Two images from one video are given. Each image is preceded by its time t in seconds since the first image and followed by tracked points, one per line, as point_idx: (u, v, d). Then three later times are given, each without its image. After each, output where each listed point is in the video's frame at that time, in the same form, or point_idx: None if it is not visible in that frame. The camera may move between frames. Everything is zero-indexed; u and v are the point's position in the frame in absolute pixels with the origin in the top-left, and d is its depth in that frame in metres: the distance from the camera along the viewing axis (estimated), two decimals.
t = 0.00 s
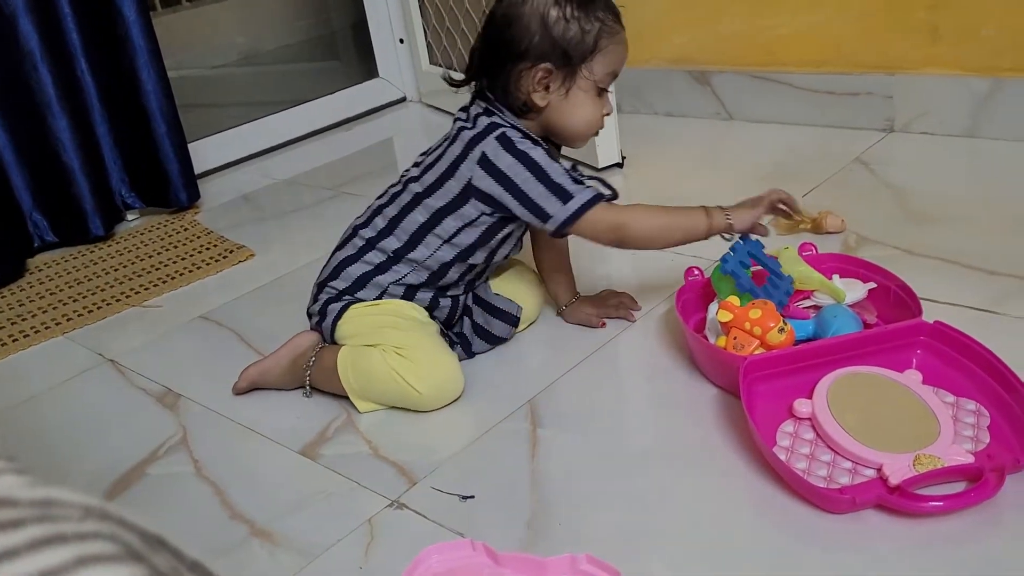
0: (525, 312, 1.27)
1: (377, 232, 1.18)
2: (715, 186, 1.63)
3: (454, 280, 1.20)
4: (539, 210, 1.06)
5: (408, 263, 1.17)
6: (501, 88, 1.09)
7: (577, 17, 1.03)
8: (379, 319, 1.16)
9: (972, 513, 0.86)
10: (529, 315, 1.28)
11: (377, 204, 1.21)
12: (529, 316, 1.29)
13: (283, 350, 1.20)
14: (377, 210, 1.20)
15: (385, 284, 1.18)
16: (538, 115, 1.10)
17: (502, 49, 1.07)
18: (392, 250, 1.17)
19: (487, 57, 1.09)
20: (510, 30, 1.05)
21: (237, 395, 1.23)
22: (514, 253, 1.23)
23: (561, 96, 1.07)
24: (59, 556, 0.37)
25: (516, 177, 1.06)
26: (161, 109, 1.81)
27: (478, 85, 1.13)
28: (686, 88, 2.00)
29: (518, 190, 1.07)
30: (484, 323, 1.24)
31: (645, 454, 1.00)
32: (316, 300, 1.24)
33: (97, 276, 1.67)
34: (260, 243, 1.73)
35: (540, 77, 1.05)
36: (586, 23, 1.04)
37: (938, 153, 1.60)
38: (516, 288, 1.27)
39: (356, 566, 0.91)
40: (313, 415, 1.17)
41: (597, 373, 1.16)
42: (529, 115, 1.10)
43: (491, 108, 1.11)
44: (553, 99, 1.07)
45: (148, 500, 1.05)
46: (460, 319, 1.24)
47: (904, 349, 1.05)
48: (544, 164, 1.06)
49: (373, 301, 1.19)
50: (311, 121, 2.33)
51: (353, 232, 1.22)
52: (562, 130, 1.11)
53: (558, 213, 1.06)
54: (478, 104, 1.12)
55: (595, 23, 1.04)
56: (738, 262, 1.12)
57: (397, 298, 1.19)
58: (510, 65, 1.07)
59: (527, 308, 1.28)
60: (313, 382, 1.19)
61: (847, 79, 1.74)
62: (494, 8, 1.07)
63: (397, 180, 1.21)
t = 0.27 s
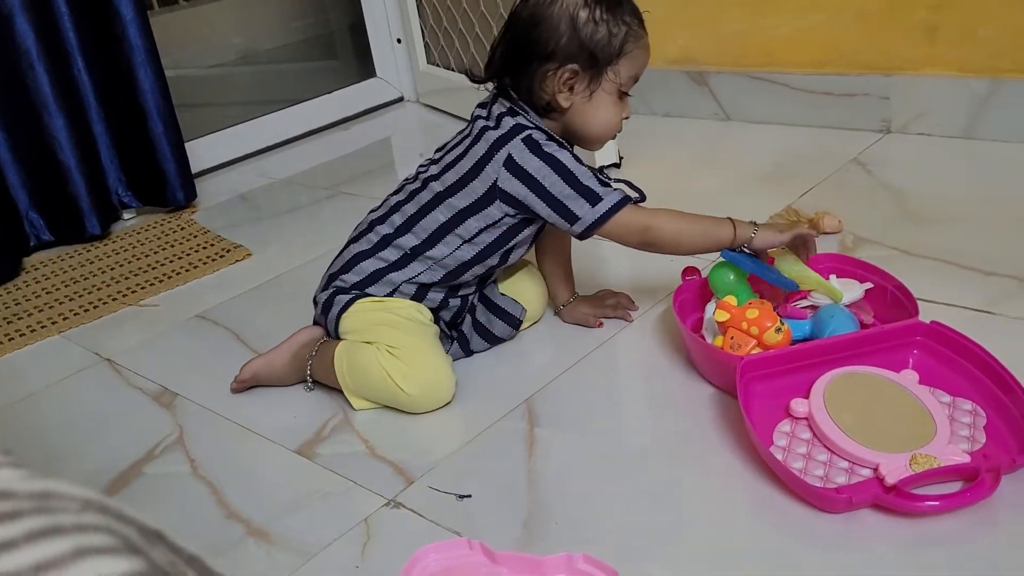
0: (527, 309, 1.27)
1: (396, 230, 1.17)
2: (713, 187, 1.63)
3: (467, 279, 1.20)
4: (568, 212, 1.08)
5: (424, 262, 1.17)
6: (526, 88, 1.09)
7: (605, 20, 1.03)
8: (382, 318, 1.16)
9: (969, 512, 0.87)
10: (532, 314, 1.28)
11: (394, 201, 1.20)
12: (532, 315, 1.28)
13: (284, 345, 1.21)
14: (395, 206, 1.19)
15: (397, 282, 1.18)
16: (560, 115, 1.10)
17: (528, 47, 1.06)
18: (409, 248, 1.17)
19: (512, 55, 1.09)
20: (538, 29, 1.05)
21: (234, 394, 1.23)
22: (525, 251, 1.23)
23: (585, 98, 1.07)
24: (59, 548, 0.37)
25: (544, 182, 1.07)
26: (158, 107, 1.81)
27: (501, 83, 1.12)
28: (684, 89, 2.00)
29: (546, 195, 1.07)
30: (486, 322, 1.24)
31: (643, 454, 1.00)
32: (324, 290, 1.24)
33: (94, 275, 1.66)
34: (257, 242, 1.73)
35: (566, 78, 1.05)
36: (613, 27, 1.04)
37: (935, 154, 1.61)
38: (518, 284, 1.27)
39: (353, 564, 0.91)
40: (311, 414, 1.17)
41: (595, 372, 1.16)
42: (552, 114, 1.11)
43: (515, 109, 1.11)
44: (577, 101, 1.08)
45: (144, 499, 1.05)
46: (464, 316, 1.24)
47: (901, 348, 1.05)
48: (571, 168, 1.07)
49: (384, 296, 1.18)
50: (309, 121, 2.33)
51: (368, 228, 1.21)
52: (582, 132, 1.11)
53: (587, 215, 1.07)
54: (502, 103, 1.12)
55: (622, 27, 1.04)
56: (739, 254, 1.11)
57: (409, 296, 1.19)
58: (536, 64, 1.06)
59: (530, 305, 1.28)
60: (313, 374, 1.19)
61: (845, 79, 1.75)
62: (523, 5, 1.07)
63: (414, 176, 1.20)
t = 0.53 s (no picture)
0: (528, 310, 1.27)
1: (395, 234, 1.18)
2: (711, 189, 1.64)
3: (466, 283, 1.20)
4: (565, 217, 1.07)
5: (424, 265, 1.17)
6: (527, 94, 1.09)
7: (609, 28, 1.03)
8: (376, 318, 1.16)
9: (966, 515, 0.87)
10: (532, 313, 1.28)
11: (394, 206, 1.20)
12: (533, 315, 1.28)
13: (284, 344, 1.22)
14: (395, 211, 1.19)
15: (397, 285, 1.18)
16: (561, 121, 1.11)
17: (531, 53, 1.06)
18: (409, 252, 1.17)
19: (515, 61, 1.09)
20: (542, 35, 1.05)
21: (232, 396, 1.23)
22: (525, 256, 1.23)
23: (586, 105, 1.08)
24: (58, 553, 0.37)
25: (541, 187, 1.07)
26: (158, 109, 1.81)
27: (502, 88, 1.12)
28: (683, 91, 2.01)
29: (543, 201, 1.07)
30: (487, 326, 1.24)
31: (640, 455, 1.01)
32: (325, 290, 1.24)
33: (93, 276, 1.67)
34: (256, 244, 1.73)
35: (567, 85, 1.06)
36: (617, 34, 1.04)
37: (934, 156, 1.61)
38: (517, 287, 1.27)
39: (351, 566, 0.91)
40: (309, 415, 1.17)
41: (593, 374, 1.16)
42: (553, 120, 1.11)
43: (515, 114, 1.11)
44: (578, 108, 1.08)
45: (143, 500, 1.05)
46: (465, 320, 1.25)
47: (899, 351, 1.05)
48: (570, 174, 1.07)
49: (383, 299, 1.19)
50: (308, 122, 2.33)
51: (368, 232, 1.22)
52: (581, 138, 1.11)
53: (585, 220, 1.07)
54: (502, 108, 1.12)
55: (626, 35, 1.04)
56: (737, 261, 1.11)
57: (408, 299, 1.19)
58: (539, 70, 1.06)
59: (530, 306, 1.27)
60: (313, 373, 1.20)
61: (844, 81, 1.75)
62: (526, 11, 1.07)
63: (414, 182, 1.20)
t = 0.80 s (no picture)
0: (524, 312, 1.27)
1: (386, 237, 1.18)
2: (706, 191, 1.64)
3: (458, 287, 1.19)
4: (553, 220, 1.07)
5: (414, 268, 1.16)
6: (517, 95, 1.09)
7: (599, 29, 1.03)
8: (366, 321, 1.15)
9: (961, 518, 0.87)
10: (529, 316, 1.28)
11: (385, 208, 1.20)
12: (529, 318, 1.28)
13: (277, 347, 1.21)
14: (385, 213, 1.19)
15: (388, 288, 1.18)
16: (551, 123, 1.10)
17: (521, 54, 1.06)
18: (399, 255, 1.17)
19: (505, 62, 1.09)
20: (532, 37, 1.05)
21: (227, 399, 1.23)
22: (518, 259, 1.23)
23: (576, 107, 1.07)
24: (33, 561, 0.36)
25: (530, 189, 1.07)
26: (152, 109, 1.80)
27: (493, 89, 1.12)
28: (679, 93, 2.01)
29: (532, 202, 1.07)
30: (480, 331, 1.24)
31: (635, 458, 1.00)
32: (317, 294, 1.24)
33: (86, 277, 1.66)
34: (250, 245, 1.72)
35: (557, 86, 1.05)
36: (607, 36, 1.04)
37: (929, 158, 1.61)
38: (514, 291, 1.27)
39: (345, 569, 0.90)
40: (304, 418, 1.16)
41: (588, 376, 1.16)
42: (542, 122, 1.11)
43: (506, 117, 1.10)
44: (568, 109, 1.08)
45: (136, 504, 1.04)
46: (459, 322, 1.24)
47: (894, 354, 1.05)
48: (559, 175, 1.07)
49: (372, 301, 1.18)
50: (304, 123, 2.33)
51: (359, 235, 1.22)
52: (571, 140, 1.11)
53: (573, 223, 1.07)
54: (493, 110, 1.12)
55: (615, 37, 1.04)
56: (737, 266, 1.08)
57: (398, 301, 1.18)
58: (528, 71, 1.06)
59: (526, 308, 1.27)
60: (306, 375, 1.19)
61: (839, 84, 1.75)
62: (517, 12, 1.07)
63: (405, 185, 1.20)
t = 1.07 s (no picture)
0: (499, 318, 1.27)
1: (363, 239, 1.16)
2: (683, 195, 1.63)
3: (436, 291, 1.18)
4: (530, 225, 1.06)
5: (391, 271, 1.15)
6: (497, 100, 1.08)
7: (580, 36, 1.03)
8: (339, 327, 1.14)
9: (932, 524, 0.87)
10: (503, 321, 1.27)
11: (363, 210, 1.19)
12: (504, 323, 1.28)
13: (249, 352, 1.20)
14: (363, 214, 1.18)
15: (365, 292, 1.16)
16: (531, 128, 1.10)
17: (501, 60, 1.05)
18: (376, 258, 1.15)
19: (485, 67, 1.08)
20: (512, 43, 1.04)
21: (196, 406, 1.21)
22: (496, 263, 1.22)
23: (557, 112, 1.07)
24: None
25: (510, 193, 1.05)
26: (122, 111, 1.78)
27: (473, 94, 1.11)
28: (656, 97, 2.01)
29: (511, 207, 1.06)
30: (457, 335, 1.23)
31: (608, 464, 1.00)
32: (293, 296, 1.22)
33: (54, 282, 1.63)
34: (223, 250, 1.70)
35: (538, 92, 1.05)
36: (588, 43, 1.03)
37: (903, 163, 1.62)
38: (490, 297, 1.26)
39: None
40: (274, 425, 1.15)
41: (563, 381, 1.16)
42: (523, 127, 1.10)
43: (486, 119, 1.09)
44: (549, 115, 1.07)
45: (102, 514, 1.02)
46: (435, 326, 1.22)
47: (866, 359, 1.05)
48: (540, 181, 1.05)
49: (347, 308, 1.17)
50: (279, 125, 2.31)
51: (336, 237, 1.20)
52: (552, 145, 1.10)
53: (549, 229, 1.05)
54: (472, 113, 1.11)
55: (596, 43, 1.04)
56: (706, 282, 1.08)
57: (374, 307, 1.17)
58: (509, 76, 1.05)
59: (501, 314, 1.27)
60: (278, 382, 1.18)
61: (814, 88, 1.76)
62: (498, 18, 1.06)
63: (384, 186, 1.19)
